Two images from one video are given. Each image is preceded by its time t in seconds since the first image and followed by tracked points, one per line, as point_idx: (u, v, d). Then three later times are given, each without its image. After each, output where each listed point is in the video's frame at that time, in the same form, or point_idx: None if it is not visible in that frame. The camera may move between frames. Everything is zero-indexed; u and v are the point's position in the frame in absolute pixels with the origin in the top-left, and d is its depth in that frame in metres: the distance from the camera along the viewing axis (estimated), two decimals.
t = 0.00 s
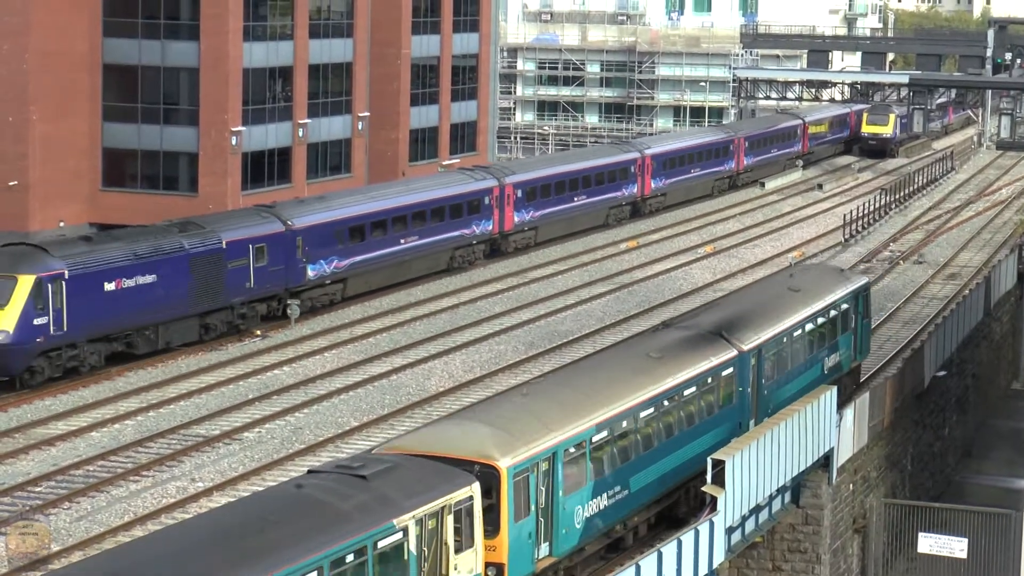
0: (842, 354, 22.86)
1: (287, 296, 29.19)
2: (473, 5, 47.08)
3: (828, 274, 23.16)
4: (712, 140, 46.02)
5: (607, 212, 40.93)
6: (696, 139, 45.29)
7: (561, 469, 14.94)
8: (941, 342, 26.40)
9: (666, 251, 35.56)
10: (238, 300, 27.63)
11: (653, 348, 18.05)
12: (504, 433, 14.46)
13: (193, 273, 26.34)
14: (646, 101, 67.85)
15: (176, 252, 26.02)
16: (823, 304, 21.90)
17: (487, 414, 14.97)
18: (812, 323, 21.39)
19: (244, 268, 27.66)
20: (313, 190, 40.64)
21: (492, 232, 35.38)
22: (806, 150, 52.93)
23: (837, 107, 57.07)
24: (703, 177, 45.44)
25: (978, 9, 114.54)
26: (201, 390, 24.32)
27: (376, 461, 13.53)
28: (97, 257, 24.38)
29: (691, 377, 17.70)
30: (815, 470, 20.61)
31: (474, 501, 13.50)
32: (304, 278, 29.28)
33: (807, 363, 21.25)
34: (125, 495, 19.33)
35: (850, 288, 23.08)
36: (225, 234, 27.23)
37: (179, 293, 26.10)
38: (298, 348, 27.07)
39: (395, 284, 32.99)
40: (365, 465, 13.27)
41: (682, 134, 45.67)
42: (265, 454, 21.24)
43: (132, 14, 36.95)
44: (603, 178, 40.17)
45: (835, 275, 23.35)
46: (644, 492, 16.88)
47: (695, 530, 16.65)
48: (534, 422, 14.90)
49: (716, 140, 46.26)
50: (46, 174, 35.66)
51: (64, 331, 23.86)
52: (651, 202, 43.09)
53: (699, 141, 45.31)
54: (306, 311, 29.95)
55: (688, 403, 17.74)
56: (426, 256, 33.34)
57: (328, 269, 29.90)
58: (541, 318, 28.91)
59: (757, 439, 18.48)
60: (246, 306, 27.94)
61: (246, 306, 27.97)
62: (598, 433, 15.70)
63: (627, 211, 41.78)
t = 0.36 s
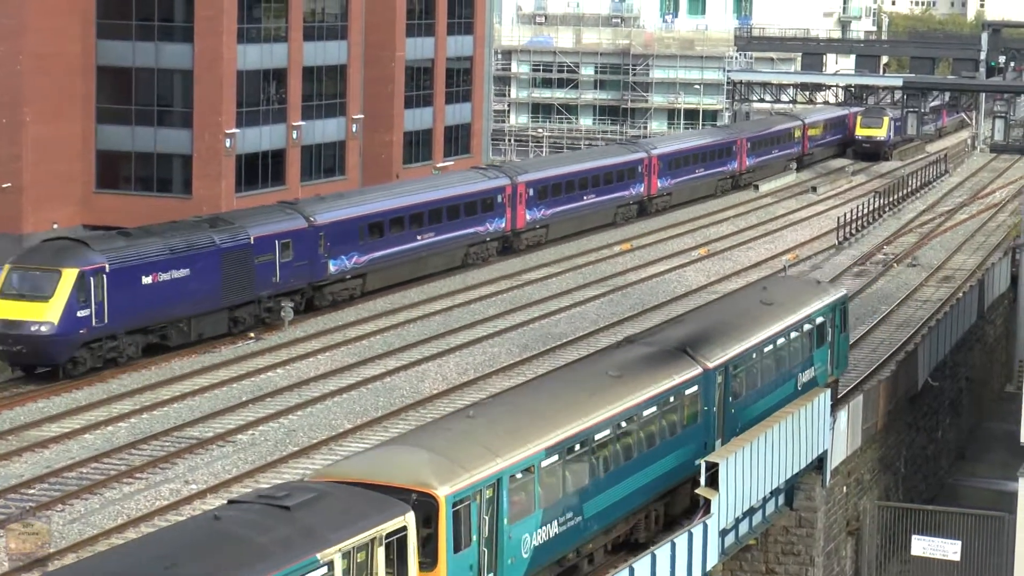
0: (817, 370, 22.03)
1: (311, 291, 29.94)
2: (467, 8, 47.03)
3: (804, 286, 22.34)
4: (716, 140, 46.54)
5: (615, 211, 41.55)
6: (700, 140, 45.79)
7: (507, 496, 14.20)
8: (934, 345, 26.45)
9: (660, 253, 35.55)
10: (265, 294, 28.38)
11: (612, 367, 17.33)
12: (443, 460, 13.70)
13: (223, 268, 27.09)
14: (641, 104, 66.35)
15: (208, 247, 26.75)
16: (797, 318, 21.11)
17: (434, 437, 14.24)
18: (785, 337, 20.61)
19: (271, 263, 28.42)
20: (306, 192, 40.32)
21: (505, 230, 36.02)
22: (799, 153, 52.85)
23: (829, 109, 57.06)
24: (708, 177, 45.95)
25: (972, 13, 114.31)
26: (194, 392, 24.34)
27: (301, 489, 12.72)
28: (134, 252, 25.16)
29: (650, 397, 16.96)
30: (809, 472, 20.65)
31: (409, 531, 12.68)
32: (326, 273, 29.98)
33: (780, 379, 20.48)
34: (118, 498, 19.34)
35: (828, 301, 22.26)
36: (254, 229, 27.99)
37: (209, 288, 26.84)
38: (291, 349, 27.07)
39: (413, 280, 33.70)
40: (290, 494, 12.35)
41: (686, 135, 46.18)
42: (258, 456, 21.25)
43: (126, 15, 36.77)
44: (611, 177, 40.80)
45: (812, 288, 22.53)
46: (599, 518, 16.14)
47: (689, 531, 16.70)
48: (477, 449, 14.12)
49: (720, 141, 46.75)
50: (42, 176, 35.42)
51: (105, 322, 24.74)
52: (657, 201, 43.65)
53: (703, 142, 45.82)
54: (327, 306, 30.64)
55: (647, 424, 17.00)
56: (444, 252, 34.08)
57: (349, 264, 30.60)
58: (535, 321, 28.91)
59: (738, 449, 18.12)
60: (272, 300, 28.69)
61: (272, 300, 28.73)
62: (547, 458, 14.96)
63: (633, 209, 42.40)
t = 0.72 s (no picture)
0: (789, 385, 21.30)
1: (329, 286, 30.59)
2: (458, 9, 46.81)
3: (776, 297, 21.55)
4: (717, 141, 46.99)
5: (619, 210, 42.06)
6: (702, 140, 46.25)
7: (442, 525, 13.52)
8: (926, 347, 26.47)
9: (652, 255, 35.54)
10: (286, 289, 29.05)
11: (566, 385, 16.59)
12: (372, 487, 13.00)
13: (249, 264, 27.87)
14: (632, 106, 65.66)
15: (235, 243, 27.51)
16: (767, 332, 20.36)
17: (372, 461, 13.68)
18: (752, 352, 19.89)
19: (291, 258, 29.08)
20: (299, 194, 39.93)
21: (514, 228, 36.56)
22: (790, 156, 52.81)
23: (822, 112, 57.02)
24: (709, 177, 46.45)
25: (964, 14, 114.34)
26: (186, 394, 24.35)
27: (218, 522, 12.09)
28: (166, 247, 25.94)
29: (601, 418, 16.23)
30: (800, 475, 20.69)
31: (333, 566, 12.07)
32: (344, 268, 30.60)
33: (747, 396, 19.78)
34: (110, 500, 19.38)
35: (801, 313, 21.51)
36: (276, 225, 28.68)
37: (235, 281, 27.60)
38: (282, 351, 27.05)
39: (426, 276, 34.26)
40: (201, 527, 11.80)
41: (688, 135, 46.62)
42: (250, 459, 21.28)
43: (116, 17, 36.27)
44: (616, 176, 41.32)
45: (786, 298, 21.76)
46: (546, 545, 15.44)
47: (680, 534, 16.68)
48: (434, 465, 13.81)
49: (722, 141, 47.22)
50: (33, 178, 35.04)
51: (139, 315, 25.51)
52: (660, 200, 44.11)
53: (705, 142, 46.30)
54: (344, 301, 31.20)
55: (598, 446, 16.26)
56: (457, 248, 34.70)
57: (365, 259, 31.18)
58: (526, 323, 28.91)
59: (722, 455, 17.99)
60: (293, 294, 29.34)
61: (293, 294, 29.37)
62: (488, 484, 14.27)
63: (637, 209, 42.90)
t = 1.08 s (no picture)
0: (758, 403, 20.94)
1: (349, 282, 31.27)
2: (452, 12, 46.87)
3: (745, 314, 21.18)
4: (721, 141, 47.67)
5: (626, 209, 42.75)
6: (706, 140, 46.91)
7: (376, 557, 12.96)
8: (920, 350, 26.49)
9: (647, 258, 35.54)
10: (309, 284, 29.70)
11: (518, 406, 16.11)
12: (298, 518, 12.43)
13: (274, 260, 28.50)
14: (626, 109, 65.52)
15: (261, 239, 28.12)
16: (733, 349, 20.00)
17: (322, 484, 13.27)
18: (719, 369, 19.53)
19: (314, 254, 29.72)
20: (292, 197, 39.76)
21: (525, 226, 37.30)
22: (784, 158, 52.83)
23: (817, 114, 57.06)
24: (713, 177, 47.15)
25: (958, 15, 114.33)
26: (180, 397, 24.35)
27: (124, 559, 11.35)
28: (198, 243, 26.53)
29: (553, 440, 15.75)
30: (794, 478, 20.77)
31: None
32: (363, 265, 31.28)
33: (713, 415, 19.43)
34: (103, 503, 19.40)
35: (769, 329, 21.21)
36: (301, 222, 29.32)
37: (260, 277, 28.22)
38: (277, 354, 27.06)
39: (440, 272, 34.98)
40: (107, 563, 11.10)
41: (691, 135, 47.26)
42: (244, 462, 21.29)
43: (110, 20, 36.05)
44: (623, 176, 42.02)
45: (756, 314, 21.41)
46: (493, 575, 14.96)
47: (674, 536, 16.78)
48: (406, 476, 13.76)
49: (725, 141, 47.91)
50: (27, 182, 34.65)
51: (174, 309, 26.10)
52: (665, 200, 44.80)
53: (709, 142, 46.96)
54: (363, 296, 31.89)
55: (549, 470, 15.79)
56: (471, 245, 35.43)
57: (384, 256, 31.86)
58: (520, 326, 28.92)
59: (716, 459, 18.12)
60: (315, 289, 29.99)
61: (316, 289, 30.02)
62: (428, 512, 13.72)
63: (643, 208, 43.60)
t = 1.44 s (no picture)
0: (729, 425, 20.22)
1: (363, 280, 31.47)
2: (441, 13, 46.49)
3: (716, 330, 20.48)
4: (723, 141, 47.82)
5: (631, 209, 42.85)
6: (708, 141, 47.05)
7: None
8: (916, 354, 26.14)
9: (639, 262, 35.18)
10: (324, 281, 29.90)
11: (460, 433, 15.49)
12: (204, 559, 11.95)
13: (291, 257, 28.74)
14: (619, 110, 65.05)
15: (280, 236, 28.40)
16: (701, 368, 19.27)
17: (251, 512, 12.92)
18: (684, 390, 18.82)
19: (329, 252, 29.92)
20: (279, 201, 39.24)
21: (533, 224, 37.45)
22: (779, 159, 52.48)
23: (812, 116, 56.75)
24: (715, 177, 47.28)
25: (953, 16, 114.06)
26: (167, 403, 23.97)
27: None
28: (219, 240, 26.80)
29: (496, 470, 15.11)
30: (790, 484, 20.41)
31: None
32: (376, 262, 31.48)
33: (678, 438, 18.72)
34: (87, 511, 19.05)
35: (741, 346, 20.45)
36: (316, 220, 29.54)
37: (278, 275, 28.47)
38: (265, 360, 26.68)
39: (451, 270, 35.18)
40: None
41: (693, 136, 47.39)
42: (230, 469, 20.91)
43: (95, 21, 35.61)
44: (628, 176, 42.16)
45: (727, 331, 20.68)
46: None
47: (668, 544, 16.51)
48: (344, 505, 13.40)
49: (727, 142, 48.07)
50: (9, 185, 34.24)
51: (197, 305, 26.45)
52: (669, 200, 44.89)
53: (711, 142, 47.11)
54: (375, 294, 32.09)
55: (494, 502, 15.15)
56: (481, 243, 35.64)
57: (396, 254, 32.07)
58: (512, 330, 28.55)
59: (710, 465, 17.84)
60: (331, 286, 30.19)
61: (331, 286, 30.22)
62: (354, 550, 13.15)
63: (647, 208, 43.66)
